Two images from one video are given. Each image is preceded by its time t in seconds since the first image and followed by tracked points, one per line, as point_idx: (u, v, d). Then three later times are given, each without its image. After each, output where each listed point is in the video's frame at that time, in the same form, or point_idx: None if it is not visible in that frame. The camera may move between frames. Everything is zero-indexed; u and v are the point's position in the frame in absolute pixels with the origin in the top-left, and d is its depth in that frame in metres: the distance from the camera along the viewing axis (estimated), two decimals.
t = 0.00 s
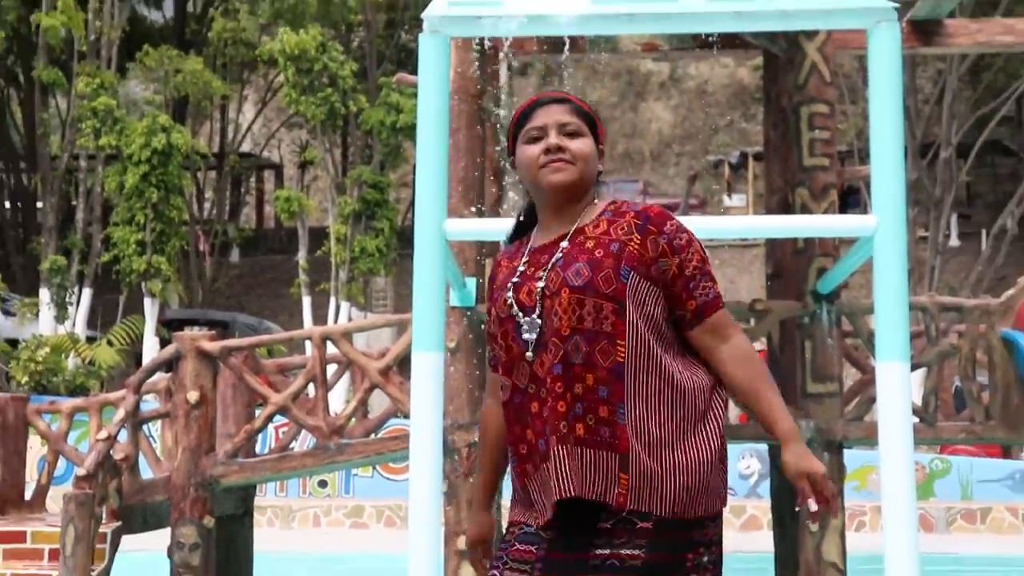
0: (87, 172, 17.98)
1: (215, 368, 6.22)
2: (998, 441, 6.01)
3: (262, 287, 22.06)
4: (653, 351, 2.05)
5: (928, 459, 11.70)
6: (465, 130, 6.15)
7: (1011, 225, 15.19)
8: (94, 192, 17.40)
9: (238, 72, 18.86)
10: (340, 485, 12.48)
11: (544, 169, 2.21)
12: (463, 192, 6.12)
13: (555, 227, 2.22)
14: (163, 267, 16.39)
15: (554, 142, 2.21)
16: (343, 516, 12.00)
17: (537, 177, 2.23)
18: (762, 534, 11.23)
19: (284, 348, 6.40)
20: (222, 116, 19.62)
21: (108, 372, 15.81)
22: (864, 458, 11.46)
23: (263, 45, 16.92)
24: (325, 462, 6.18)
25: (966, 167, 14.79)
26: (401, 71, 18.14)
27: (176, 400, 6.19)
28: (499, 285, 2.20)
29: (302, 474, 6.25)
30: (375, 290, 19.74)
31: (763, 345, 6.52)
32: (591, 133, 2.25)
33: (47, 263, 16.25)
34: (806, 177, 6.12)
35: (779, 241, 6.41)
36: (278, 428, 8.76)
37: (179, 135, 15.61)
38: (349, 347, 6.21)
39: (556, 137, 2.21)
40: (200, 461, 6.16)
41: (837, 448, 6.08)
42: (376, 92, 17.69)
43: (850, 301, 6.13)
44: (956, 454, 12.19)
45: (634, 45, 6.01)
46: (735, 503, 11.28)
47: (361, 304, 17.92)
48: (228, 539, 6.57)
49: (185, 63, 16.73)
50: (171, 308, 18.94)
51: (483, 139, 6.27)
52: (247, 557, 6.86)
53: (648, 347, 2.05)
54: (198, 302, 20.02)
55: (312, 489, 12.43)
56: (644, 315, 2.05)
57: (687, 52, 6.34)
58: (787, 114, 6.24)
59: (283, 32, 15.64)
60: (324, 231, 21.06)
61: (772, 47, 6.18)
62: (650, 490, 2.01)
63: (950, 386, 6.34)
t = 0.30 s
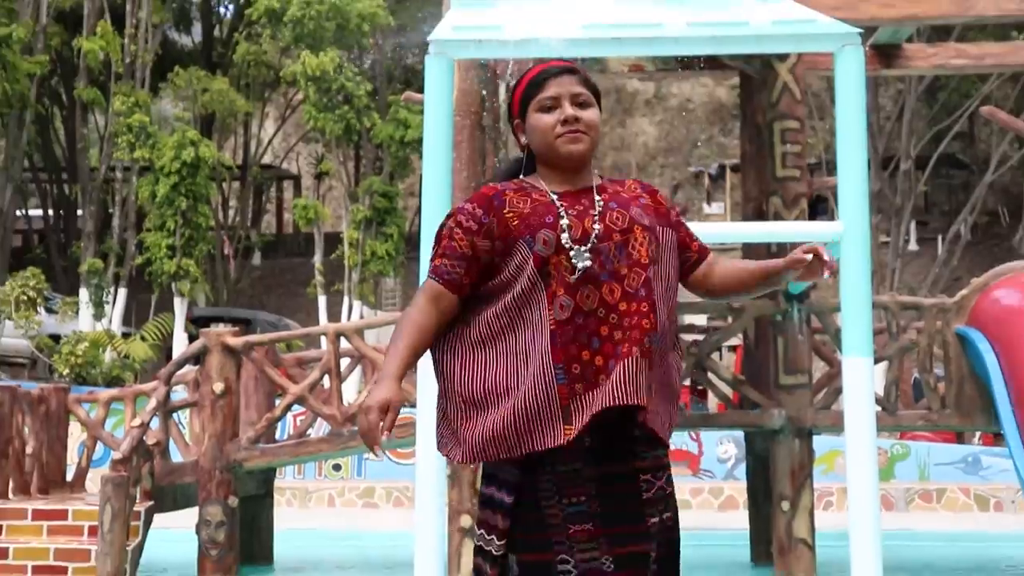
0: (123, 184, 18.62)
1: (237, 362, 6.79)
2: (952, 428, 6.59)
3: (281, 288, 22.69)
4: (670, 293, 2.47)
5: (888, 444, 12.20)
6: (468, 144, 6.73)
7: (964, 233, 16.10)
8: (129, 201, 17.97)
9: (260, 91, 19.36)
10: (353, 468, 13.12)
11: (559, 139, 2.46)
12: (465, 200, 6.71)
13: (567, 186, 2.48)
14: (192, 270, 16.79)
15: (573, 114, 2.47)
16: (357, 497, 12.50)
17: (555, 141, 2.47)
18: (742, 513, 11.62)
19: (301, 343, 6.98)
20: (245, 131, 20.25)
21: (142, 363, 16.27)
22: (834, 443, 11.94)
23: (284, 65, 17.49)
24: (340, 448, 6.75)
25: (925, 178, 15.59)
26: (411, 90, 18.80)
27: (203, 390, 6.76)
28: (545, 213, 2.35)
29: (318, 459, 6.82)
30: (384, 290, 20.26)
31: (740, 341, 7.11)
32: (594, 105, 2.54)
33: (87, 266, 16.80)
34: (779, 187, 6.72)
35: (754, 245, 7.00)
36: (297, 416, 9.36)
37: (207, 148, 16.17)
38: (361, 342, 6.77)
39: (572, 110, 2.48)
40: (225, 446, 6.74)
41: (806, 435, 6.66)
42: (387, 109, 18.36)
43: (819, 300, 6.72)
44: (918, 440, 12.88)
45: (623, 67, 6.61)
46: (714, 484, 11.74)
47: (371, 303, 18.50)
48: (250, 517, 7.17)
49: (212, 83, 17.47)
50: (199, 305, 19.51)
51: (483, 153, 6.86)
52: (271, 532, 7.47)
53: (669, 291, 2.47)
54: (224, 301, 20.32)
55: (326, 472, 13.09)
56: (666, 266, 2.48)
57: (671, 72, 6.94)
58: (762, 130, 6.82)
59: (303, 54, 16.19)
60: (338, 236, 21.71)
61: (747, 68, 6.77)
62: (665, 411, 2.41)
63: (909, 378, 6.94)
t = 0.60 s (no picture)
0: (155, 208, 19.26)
1: (258, 372, 7.37)
2: (915, 433, 7.17)
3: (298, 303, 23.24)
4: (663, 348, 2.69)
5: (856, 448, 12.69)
6: (471, 172, 7.32)
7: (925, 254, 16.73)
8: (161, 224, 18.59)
9: (280, 122, 19.92)
10: (365, 470, 13.45)
11: (586, 178, 2.63)
12: (468, 223, 7.30)
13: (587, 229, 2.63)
14: (216, 287, 17.31)
15: (602, 158, 2.64)
16: (366, 498, 13.14)
17: (584, 179, 2.63)
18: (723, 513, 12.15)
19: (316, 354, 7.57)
20: (265, 158, 20.88)
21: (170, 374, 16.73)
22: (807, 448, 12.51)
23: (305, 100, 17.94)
24: (352, 452, 7.31)
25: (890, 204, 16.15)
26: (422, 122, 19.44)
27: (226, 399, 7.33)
28: (580, 256, 2.49)
29: (331, 463, 7.37)
30: (394, 305, 20.89)
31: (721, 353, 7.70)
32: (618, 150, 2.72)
33: (121, 282, 17.16)
34: (756, 212, 7.33)
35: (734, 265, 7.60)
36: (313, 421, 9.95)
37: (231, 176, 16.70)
38: (371, 354, 7.35)
39: (602, 154, 2.65)
40: (247, 450, 7.31)
41: (782, 440, 7.22)
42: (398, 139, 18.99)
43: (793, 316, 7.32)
44: (884, 442, 13.47)
45: (613, 101, 7.23)
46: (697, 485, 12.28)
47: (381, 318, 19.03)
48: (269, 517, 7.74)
49: (236, 115, 18.07)
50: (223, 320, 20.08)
51: (484, 180, 7.45)
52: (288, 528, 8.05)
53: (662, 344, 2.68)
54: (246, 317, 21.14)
55: (339, 474, 13.67)
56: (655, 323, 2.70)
57: (658, 106, 7.56)
58: (740, 159, 7.42)
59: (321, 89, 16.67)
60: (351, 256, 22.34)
61: (727, 102, 7.39)
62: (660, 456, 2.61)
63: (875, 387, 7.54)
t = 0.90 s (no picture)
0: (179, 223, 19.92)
1: (275, 373, 7.91)
2: (887, 430, 7.69)
3: (313, 309, 23.82)
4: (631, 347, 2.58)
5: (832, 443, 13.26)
6: (473, 188, 7.84)
7: (895, 264, 17.20)
8: (185, 238, 19.23)
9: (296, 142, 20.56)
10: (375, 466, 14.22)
11: (574, 187, 2.45)
12: (471, 236, 7.84)
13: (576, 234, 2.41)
14: (237, 295, 17.82)
15: (592, 169, 2.47)
16: (377, 490, 13.62)
17: (569, 188, 2.45)
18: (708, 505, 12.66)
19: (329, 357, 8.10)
20: (282, 175, 21.50)
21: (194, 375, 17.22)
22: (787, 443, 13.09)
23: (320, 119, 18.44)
24: (363, 448, 7.84)
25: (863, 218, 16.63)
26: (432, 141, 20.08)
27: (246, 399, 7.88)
28: (587, 254, 2.30)
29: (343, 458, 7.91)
30: (403, 312, 21.49)
31: (708, 356, 8.24)
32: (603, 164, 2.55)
33: (148, 292, 17.78)
34: (739, 225, 7.87)
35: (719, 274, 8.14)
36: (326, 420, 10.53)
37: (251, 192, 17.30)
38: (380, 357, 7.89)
39: (591, 165, 2.48)
40: (265, 446, 7.85)
41: (763, 437, 7.75)
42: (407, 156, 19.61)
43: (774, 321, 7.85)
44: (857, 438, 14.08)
45: (606, 122, 7.78)
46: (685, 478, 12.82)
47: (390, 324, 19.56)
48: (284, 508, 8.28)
49: (255, 134, 18.61)
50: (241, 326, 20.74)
51: (486, 196, 7.99)
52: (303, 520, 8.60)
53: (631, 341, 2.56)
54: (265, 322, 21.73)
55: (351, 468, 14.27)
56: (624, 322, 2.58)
57: (648, 126, 8.10)
58: (725, 175, 7.96)
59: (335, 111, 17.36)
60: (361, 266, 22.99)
61: (712, 123, 7.93)
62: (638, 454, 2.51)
63: (850, 388, 8.06)
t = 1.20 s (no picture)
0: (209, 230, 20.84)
1: (297, 366, 8.69)
2: (852, 417, 8.44)
3: (331, 309, 24.68)
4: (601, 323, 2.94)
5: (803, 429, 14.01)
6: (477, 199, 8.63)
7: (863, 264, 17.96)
8: (215, 243, 20.10)
9: (316, 155, 21.40)
10: (387, 449, 15.09)
11: (570, 178, 2.77)
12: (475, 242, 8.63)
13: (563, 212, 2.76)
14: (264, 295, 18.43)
15: (586, 163, 2.78)
16: (390, 472, 14.39)
17: (565, 178, 2.76)
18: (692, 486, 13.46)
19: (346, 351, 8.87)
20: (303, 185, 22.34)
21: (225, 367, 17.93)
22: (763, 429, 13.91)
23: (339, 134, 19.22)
24: (377, 434, 8.62)
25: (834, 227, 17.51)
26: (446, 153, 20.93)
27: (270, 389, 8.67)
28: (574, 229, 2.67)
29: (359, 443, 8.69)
30: (414, 311, 22.35)
31: (691, 350, 9.04)
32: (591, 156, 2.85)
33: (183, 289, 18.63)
34: (719, 231, 8.66)
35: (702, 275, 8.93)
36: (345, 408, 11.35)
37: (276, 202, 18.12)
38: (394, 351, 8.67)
39: (586, 158, 2.79)
40: (288, 431, 8.65)
41: (741, 423, 8.54)
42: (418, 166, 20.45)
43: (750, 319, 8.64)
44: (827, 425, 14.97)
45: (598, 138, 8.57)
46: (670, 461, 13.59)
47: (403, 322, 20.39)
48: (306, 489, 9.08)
49: (278, 149, 19.40)
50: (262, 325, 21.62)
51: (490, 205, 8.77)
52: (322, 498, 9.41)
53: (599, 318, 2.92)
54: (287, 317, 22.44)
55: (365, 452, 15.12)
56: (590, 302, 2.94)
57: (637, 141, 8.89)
58: (706, 186, 8.75)
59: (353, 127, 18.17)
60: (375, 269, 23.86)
61: (694, 138, 8.71)
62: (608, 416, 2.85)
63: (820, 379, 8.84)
